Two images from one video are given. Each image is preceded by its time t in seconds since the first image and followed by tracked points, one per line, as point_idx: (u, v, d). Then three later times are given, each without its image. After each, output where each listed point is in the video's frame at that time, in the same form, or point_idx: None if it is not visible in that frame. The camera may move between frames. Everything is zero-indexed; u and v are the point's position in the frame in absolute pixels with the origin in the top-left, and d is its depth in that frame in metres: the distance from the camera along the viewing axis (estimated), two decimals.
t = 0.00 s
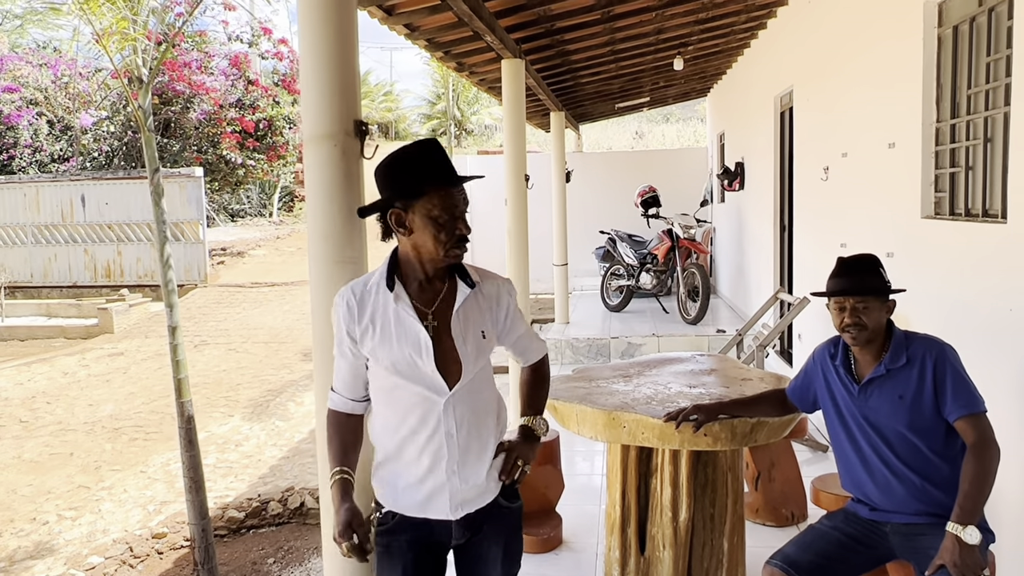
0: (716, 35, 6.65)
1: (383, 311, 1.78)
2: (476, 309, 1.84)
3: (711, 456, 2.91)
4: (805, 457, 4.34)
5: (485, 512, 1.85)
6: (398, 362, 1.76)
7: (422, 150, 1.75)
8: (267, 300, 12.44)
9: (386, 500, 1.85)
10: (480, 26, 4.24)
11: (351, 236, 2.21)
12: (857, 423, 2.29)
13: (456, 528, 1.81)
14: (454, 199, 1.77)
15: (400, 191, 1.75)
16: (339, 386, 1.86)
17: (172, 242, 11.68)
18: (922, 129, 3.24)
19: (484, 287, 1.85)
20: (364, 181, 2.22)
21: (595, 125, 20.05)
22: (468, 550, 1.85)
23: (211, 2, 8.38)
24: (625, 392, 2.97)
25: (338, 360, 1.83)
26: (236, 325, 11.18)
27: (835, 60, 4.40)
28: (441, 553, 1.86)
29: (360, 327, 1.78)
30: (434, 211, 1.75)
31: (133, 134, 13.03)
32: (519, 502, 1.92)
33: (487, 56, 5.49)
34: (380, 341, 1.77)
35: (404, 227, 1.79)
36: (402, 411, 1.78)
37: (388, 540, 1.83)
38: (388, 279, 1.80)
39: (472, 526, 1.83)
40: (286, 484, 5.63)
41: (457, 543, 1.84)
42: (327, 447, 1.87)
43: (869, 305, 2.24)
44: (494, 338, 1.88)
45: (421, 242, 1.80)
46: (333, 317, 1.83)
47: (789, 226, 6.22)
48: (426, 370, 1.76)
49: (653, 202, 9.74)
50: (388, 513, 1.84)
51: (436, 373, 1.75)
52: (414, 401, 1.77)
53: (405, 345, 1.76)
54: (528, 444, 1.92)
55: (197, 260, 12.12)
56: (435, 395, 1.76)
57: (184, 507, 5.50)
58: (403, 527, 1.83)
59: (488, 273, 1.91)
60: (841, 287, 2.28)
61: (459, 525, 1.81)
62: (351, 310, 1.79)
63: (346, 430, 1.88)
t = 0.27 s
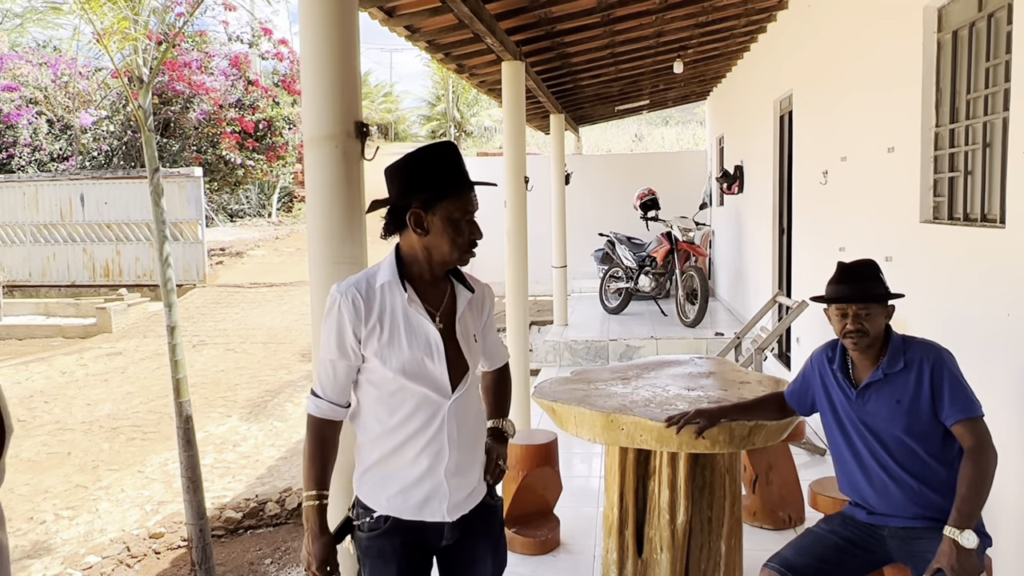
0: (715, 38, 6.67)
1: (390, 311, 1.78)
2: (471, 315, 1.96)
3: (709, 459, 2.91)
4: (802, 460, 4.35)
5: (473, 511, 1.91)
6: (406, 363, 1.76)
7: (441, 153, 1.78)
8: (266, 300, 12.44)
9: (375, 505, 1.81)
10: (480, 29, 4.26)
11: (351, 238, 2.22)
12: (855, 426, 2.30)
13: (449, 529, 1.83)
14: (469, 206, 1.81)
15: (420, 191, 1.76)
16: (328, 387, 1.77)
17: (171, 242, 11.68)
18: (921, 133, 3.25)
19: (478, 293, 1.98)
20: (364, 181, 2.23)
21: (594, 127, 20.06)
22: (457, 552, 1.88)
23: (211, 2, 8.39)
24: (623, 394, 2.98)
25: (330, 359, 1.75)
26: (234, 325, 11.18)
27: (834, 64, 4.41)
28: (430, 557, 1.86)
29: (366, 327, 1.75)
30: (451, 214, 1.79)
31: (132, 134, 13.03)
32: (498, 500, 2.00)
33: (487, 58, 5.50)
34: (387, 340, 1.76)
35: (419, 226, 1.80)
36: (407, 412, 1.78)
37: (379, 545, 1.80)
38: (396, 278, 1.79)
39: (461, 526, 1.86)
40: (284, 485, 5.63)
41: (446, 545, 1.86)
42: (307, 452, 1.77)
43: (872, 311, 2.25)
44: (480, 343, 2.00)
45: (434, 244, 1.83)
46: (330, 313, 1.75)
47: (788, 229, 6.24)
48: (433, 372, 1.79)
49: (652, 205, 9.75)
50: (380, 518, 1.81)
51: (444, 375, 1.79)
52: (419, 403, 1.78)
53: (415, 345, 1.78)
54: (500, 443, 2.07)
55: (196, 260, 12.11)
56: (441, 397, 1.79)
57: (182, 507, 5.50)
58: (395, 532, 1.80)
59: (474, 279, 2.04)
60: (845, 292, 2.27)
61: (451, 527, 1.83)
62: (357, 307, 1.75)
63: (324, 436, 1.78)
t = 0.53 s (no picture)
0: (714, 39, 6.68)
1: (386, 312, 1.80)
2: (465, 316, 2.00)
3: (707, 459, 2.91)
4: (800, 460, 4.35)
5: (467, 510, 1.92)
6: (404, 365, 1.78)
7: (436, 152, 1.82)
8: (264, 300, 12.43)
9: (369, 507, 1.82)
10: (479, 29, 4.26)
11: (350, 238, 2.22)
12: (854, 426, 2.31)
13: (443, 529, 1.85)
14: (463, 205, 1.85)
15: (415, 191, 1.80)
16: (319, 388, 1.77)
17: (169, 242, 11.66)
18: (920, 134, 3.26)
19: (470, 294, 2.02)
20: (362, 180, 2.23)
21: (594, 127, 20.04)
22: (451, 552, 1.89)
23: (211, 1, 8.39)
24: (622, 394, 2.98)
25: (323, 361, 1.75)
26: (232, 325, 11.17)
27: (833, 65, 4.42)
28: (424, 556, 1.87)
29: (363, 329, 1.77)
30: (446, 213, 1.83)
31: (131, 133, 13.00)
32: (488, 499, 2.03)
33: (486, 58, 5.50)
34: (384, 341, 1.78)
35: (414, 226, 1.83)
36: (403, 414, 1.79)
37: (373, 545, 1.81)
38: (392, 279, 1.81)
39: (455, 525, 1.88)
40: (282, 485, 5.63)
41: (439, 545, 1.88)
42: (297, 454, 1.76)
43: (869, 313, 2.26)
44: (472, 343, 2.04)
45: (430, 245, 1.86)
46: (323, 314, 1.75)
47: (786, 230, 6.24)
48: (431, 374, 1.81)
49: (650, 206, 9.76)
50: (375, 519, 1.81)
51: (441, 378, 1.81)
52: (416, 404, 1.80)
53: (412, 346, 1.79)
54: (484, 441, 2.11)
55: (194, 260, 12.10)
56: (438, 399, 1.81)
57: (180, 507, 5.49)
58: (389, 534, 1.81)
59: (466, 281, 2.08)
60: (841, 292, 2.30)
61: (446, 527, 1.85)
62: (352, 308, 1.76)
63: (313, 437, 1.78)
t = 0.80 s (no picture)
0: (713, 40, 6.68)
1: (390, 315, 1.80)
2: (468, 318, 2.01)
3: (706, 460, 2.91)
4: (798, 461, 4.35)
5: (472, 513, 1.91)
6: (408, 368, 1.79)
7: (437, 154, 1.84)
8: (262, 301, 12.40)
9: (374, 512, 1.80)
10: (478, 29, 4.26)
11: (350, 241, 2.23)
12: (848, 429, 2.31)
13: (448, 532, 1.85)
14: (465, 207, 1.87)
15: (417, 193, 1.82)
16: (319, 391, 1.75)
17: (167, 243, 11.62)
18: (919, 135, 3.26)
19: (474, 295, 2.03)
20: (361, 181, 2.23)
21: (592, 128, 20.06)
22: (455, 554, 1.89)
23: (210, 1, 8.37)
24: (621, 396, 2.97)
25: (324, 364, 1.74)
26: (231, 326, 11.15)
27: (832, 65, 4.42)
28: (428, 558, 1.87)
29: (367, 332, 1.77)
30: (449, 215, 1.84)
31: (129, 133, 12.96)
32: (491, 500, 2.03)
33: (486, 59, 5.50)
34: (388, 344, 1.79)
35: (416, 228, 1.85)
36: (407, 417, 1.79)
37: (379, 548, 1.80)
38: (395, 281, 1.82)
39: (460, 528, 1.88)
40: (279, 486, 5.61)
41: (443, 548, 1.87)
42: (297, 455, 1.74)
43: (864, 314, 2.26)
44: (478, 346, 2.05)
45: (433, 247, 1.87)
46: (326, 318, 1.75)
47: (785, 231, 6.25)
48: (435, 377, 1.82)
49: (649, 207, 9.76)
50: (380, 524, 1.80)
51: (444, 381, 1.82)
52: (420, 407, 1.80)
53: (416, 349, 1.80)
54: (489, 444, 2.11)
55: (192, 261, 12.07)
56: (441, 402, 1.82)
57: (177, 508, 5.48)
58: (395, 538, 1.80)
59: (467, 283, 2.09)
60: (835, 295, 2.31)
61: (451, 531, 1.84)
62: (355, 311, 1.76)
63: (312, 440, 1.77)
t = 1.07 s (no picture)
0: (713, 41, 6.68)
1: (412, 313, 1.81)
2: (486, 318, 2.01)
3: (705, 461, 2.91)
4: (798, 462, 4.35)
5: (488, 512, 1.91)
6: (430, 365, 1.79)
7: (461, 153, 1.86)
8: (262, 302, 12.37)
9: (396, 512, 1.80)
10: (478, 30, 4.26)
11: (349, 242, 2.23)
12: (840, 432, 2.32)
13: (467, 532, 1.85)
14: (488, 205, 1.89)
15: (442, 190, 1.82)
16: (337, 384, 1.77)
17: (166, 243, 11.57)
18: (919, 137, 3.26)
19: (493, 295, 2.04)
20: (361, 182, 2.24)
21: (592, 130, 20.05)
22: (471, 554, 1.90)
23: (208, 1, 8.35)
24: (621, 397, 2.97)
25: (344, 358, 1.75)
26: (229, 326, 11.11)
27: (832, 66, 4.42)
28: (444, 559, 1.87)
29: (388, 328, 1.78)
30: (473, 211, 1.85)
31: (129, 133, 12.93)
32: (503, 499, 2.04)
33: (486, 60, 5.50)
34: (409, 341, 1.79)
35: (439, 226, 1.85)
36: (428, 413, 1.79)
37: (400, 549, 1.80)
38: (419, 278, 1.83)
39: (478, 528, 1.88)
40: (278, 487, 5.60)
41: (460, 547, 1.87)
42: (310, 447, 1.78)
43: (851, 316, 2.27)
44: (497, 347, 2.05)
45: (456, 245, 1.87)
46: (347, 312, 1.75)
47: (785, 232, 6.25)
48: (455, 375, 1.82)
49: (649, 208, 9.76)
50: (402, 523, 1.80)
51: (465, 378, 1.82)
52: (440, 404, 1.80)
53: (437, 346, 1.80)
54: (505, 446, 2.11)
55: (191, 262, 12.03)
56: (461, 400, 1.82)
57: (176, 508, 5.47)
58: (416, 538, 1.80)
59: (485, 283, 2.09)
60: (823, 296, 2.31)
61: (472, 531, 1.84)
62: (376, 306, 1.76)
63: (328, 430, 1.80)
